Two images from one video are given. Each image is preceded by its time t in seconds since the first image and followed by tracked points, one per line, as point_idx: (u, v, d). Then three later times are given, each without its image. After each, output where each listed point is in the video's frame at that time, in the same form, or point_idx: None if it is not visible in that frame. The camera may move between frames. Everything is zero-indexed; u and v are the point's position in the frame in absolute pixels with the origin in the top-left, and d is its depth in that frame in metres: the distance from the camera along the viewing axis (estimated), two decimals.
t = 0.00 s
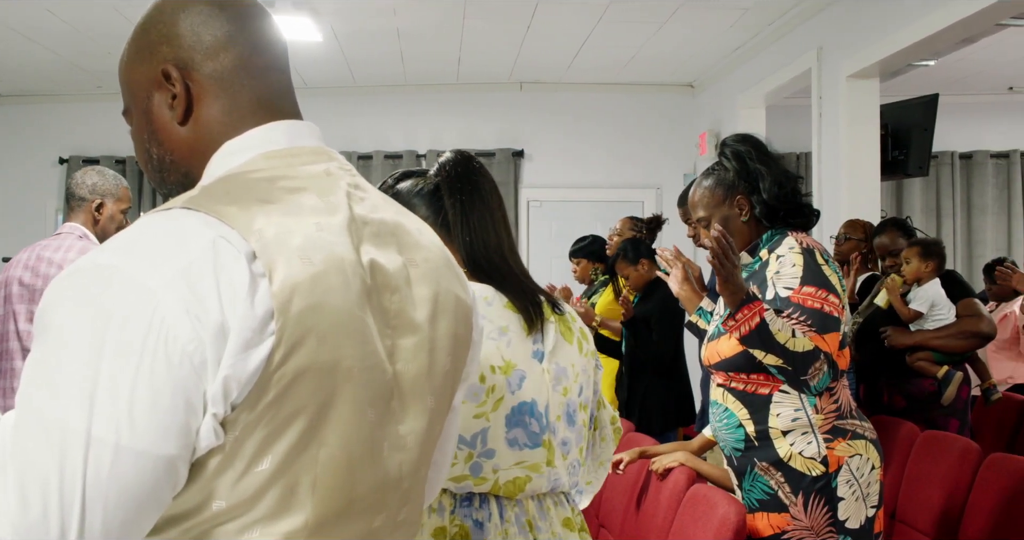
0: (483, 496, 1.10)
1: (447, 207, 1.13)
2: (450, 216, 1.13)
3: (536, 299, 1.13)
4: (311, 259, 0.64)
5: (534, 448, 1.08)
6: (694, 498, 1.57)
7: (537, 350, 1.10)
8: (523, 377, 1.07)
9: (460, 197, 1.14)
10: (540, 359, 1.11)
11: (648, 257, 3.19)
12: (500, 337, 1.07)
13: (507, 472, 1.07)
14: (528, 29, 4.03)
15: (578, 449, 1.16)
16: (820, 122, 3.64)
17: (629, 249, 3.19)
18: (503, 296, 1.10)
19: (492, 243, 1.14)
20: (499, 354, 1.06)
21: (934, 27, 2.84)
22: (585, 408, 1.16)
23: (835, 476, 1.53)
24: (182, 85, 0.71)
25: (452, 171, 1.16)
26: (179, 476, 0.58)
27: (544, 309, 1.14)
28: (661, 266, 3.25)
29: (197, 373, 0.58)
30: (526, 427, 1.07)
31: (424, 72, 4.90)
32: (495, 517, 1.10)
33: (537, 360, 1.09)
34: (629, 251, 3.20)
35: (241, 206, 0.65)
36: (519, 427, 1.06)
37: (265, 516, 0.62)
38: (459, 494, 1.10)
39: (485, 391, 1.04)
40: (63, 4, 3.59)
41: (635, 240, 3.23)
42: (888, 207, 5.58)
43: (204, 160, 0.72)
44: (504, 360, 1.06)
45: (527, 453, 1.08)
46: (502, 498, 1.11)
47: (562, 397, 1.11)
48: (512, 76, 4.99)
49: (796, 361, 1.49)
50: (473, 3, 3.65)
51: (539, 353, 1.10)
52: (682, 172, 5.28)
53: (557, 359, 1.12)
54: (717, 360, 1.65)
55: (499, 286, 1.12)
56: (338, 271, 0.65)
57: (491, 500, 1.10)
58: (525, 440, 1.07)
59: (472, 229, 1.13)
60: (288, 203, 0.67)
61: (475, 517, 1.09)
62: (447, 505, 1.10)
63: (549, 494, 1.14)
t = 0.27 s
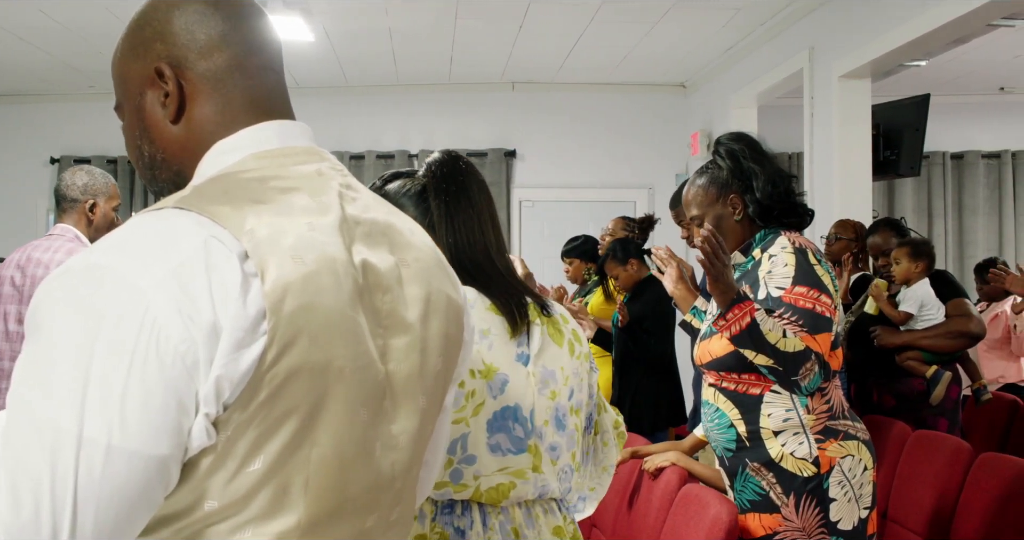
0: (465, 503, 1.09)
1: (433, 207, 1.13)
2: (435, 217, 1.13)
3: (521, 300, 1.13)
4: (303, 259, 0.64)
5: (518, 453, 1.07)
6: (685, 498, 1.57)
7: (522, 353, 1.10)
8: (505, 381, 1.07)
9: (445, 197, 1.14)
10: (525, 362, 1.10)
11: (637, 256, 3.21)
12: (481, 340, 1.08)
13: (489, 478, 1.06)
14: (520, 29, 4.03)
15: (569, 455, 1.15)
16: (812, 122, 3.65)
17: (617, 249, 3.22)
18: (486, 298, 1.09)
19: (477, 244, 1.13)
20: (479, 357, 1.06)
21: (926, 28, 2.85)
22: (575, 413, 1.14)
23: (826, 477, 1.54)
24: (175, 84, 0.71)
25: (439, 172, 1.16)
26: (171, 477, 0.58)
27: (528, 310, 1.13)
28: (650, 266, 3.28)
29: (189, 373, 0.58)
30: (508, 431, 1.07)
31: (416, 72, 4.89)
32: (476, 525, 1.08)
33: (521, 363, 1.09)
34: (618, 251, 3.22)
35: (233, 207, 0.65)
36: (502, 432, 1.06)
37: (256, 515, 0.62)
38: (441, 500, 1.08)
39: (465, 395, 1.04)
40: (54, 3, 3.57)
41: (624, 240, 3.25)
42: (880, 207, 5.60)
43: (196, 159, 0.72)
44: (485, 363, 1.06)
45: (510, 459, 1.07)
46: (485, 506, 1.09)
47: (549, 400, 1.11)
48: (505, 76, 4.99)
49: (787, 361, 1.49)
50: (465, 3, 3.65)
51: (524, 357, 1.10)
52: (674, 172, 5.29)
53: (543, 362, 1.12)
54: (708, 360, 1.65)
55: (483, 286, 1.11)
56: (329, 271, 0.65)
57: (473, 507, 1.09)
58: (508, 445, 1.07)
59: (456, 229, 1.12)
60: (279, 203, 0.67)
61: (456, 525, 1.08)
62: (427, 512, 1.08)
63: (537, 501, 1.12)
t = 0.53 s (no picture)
0: (449, 510, 1.09)
1: (420, 208, 1.14)
2: (423, 218, 1.14)
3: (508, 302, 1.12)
4: (295, 259, 0.64)
5: (503, 458, 1.07)
6: (678, 498, 1.57)
7: (508, 357, 1.10)
8: (489, 385, 1.07)
9: (432, 198, 1.14)
10: (511, 366, 1.10)
11: (629, 256, 3.22)
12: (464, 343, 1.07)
13: (472, 483, 1.06)
14: (513, 29, 4.03)
15: (563, 459, 1.14)
16: (805, 122, 3.65)
17: (609, 250, 3.22)
18: (471, 301, 1.09)
19: (464, 245, 1.13)
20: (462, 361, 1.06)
21: (918, 28, 2.86)
22: (567, 417, 1.14)
23: (819, 478, 1.54)
24: (168, 83, 0.71)
25: (428, 173, 1.17)
26: (164, 477, 0.58)
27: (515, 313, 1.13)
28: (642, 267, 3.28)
29: (182, 372, 0.57)
30: (493, 436, 1.07)
31: (409, 72, 4.89)
32: (460, 531, 1.09)
33: (507, 367, 1.09)
34: (609, 252, 3.23)
35: (227, 207, 0.65)
36: (486, 437, 1.06)
37: (251, 515, 0.62)
38: (424, 507, 1.09)
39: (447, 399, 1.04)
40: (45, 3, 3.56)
41: (615, 240, 3.26)
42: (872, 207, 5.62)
43: (188, 159, 0.72)
44: (469, 367, 1.06)
45: (495, 464, 1.07)
46: (469, 513, 1.09)
47: (537, 404, 1.11)
48: (497, 76, 4.99)
49: (778, 362, 1.49)
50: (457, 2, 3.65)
51: (510, 360, 1.10)
52: (667, 172, 5.30)
53: (530, 365, 1.11)
54: (701, 359, 1.66)
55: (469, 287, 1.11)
56: (322, 271, 0.64)
57: (457, 514, 1.09)
58: (492, 450, 1.07)
59: (442, 231, 1.12)
60: (272, 203, 0.67)
61: (439, 532, 1.09)
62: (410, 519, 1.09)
63: (527, 508, 1.12)
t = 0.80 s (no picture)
0: (434, 514, 1.09)
1: (411, 208, 1.14)
2: (414, 218, 1.14)
3: (497, 303, 1.12)
4: (288, 259, 0.63)
5: (489, 461, 1.07)
6: (672, 498, 1.58)
7: (496, 358, 1.10)
8: (475, 387, 1.06)
9: (423, 198, 1.14)
10: (500, 367, 1.10)
11: (621, 258, 3.23)
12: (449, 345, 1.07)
13: (458, 486, 1.06)
14: (506, 29, 4.03)
15: (555, 462, 1.14)
16: (797, 122, 3.66)
17: (601, 251, 3.23)
18: (459, 302, 1.09)
19: (453, 245, 1.13)
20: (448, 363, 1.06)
21: (911, 28, 2.86)
22: (558, 419, 1.13)
23: (811, 478, 1.54)
24: (159, 82, 0.71)
25: (420, 171, 1.16)
26: (156, 478, 0.58)
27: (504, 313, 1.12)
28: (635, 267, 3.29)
29: (174, 373, 0.57)
30: (479, 439, 1.06)
31: (402, 72, 4.89)
32: (446, 534, 1.09)
33: (495, 369, 1.09)
34: (601, 253, 3.24)
35: (219, 206, 0.64)
36: (472, 439, 1.06)
37: (248, 513, 0.62)
38: (410, 510, 1.09)
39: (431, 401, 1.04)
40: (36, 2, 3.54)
41: (608, 241, 3.27)
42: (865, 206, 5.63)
43: (181, 158, 0.72)
44: (455, 369, 1.06)
45: (480, 467, 1.07)
46: (456, 517, 1.09)
47: (527, 406, 1.10)
48: (491, 76, 4.99)
49: (766, 361, 1.49)
50: (450, 2, 3.65)
51: (498, 362, 1.10)
52: (660, 172, 5.30)
53: (520, 366, 1.11)
54: (693, 359, 1.66)
55: (456, 289, 1.10)
56: (316, 271, 0.64)
57: (443, 517, 1.09)
58: (478, 453, 1.06)
59: (432, 230, 1.13)
60: (264, 202, 0.67)
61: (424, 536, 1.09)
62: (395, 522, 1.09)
63: (519, 511, 1.13)
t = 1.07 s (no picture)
0: (424, 513, 1.10)
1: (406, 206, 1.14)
2: (409, 216, 1.14)
3: (489, 303, 1.11)
4: (279, 259, 0.63)
5: (480, 461, 1.07)
6: (663, 498, 1.58)
7: (487, 358, 1.10)
8: (465, 387, 1.07)
9: (419, 196, 1.14)
10: (491, 367, 1.10)
11: (613, 256, 3.21)
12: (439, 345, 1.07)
13: (447, 486, 1.06)
14: (498, 29, 4.03)
15: (550, 461, 1.14)
16: (789, 122, 3.67)
17: (592, 249, 3.22)
18: (451, 301, 1.09)
19: (447, 244, 1.12)
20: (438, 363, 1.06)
21: (902, 28, 2.87)
22: (552, 418, 1.13)
23: (801, 479, 1.54)
24: (151, 82, 0.70)
25: (417, 170, 1.16)
26: (147, 479, 0.58)
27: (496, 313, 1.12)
28: (626, 267, 3.28)
29: (165, 374, 0.57)
30: (468, 439, 1.06)
31: (394, 72, 4.88)
32: (437, 533, 1.09)
33: (486, 369, 1.09)
34: (592, 252, 3.23)
35: (211, 207, 0.64)
36: (461, 439, 1.06)
37: (239, 514, 0.62)
38: (401, 509, 1.09)
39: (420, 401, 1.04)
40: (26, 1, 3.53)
41: (599, 240, 3.26)
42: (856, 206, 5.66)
43: (172, 158, 0.71)
44: (446, 369, 1.06)
45: (470, 467, 1.07)
46: (446, 516, 1.09)
47: (519, 406, 1.10)
48: (483, 76, 4.99)
49: (752, 361, 1.51)
50: (442, 2, 3.65)
51: (489, 362, 1.10)
52: (652, 172, 5.32)
53: (512, 365, 1.11)
54: (683, 359, 1.67)
55: (447, 288, 1.10)
56: (308, 272, 0.64)
57: (433, 517, 1.09)
58: (467, 453, 1.07)
59: (427, 229, 1.13)
60: (256, 203, 0.67)
61: (414, 534, 1.09)
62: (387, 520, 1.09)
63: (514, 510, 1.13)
